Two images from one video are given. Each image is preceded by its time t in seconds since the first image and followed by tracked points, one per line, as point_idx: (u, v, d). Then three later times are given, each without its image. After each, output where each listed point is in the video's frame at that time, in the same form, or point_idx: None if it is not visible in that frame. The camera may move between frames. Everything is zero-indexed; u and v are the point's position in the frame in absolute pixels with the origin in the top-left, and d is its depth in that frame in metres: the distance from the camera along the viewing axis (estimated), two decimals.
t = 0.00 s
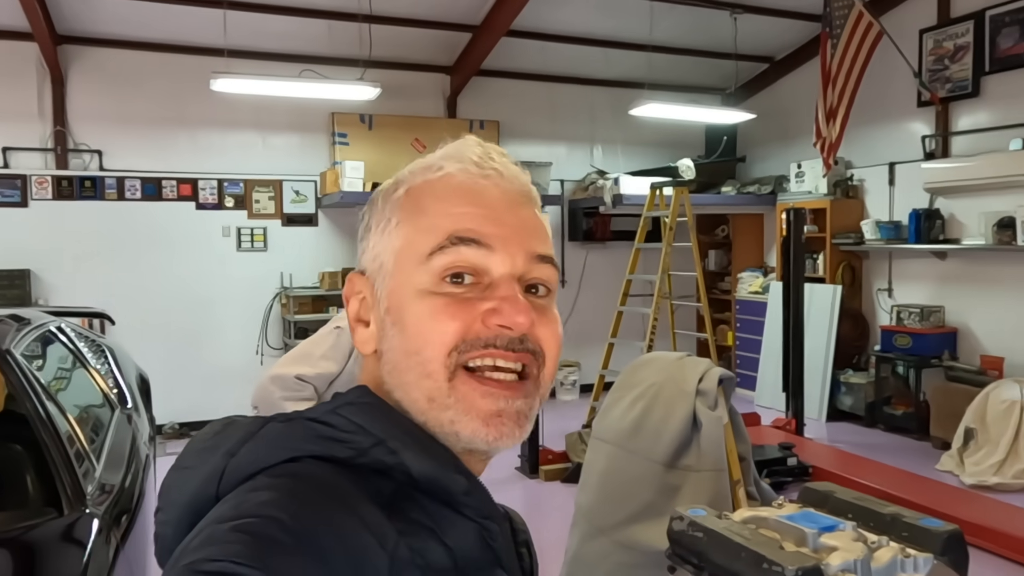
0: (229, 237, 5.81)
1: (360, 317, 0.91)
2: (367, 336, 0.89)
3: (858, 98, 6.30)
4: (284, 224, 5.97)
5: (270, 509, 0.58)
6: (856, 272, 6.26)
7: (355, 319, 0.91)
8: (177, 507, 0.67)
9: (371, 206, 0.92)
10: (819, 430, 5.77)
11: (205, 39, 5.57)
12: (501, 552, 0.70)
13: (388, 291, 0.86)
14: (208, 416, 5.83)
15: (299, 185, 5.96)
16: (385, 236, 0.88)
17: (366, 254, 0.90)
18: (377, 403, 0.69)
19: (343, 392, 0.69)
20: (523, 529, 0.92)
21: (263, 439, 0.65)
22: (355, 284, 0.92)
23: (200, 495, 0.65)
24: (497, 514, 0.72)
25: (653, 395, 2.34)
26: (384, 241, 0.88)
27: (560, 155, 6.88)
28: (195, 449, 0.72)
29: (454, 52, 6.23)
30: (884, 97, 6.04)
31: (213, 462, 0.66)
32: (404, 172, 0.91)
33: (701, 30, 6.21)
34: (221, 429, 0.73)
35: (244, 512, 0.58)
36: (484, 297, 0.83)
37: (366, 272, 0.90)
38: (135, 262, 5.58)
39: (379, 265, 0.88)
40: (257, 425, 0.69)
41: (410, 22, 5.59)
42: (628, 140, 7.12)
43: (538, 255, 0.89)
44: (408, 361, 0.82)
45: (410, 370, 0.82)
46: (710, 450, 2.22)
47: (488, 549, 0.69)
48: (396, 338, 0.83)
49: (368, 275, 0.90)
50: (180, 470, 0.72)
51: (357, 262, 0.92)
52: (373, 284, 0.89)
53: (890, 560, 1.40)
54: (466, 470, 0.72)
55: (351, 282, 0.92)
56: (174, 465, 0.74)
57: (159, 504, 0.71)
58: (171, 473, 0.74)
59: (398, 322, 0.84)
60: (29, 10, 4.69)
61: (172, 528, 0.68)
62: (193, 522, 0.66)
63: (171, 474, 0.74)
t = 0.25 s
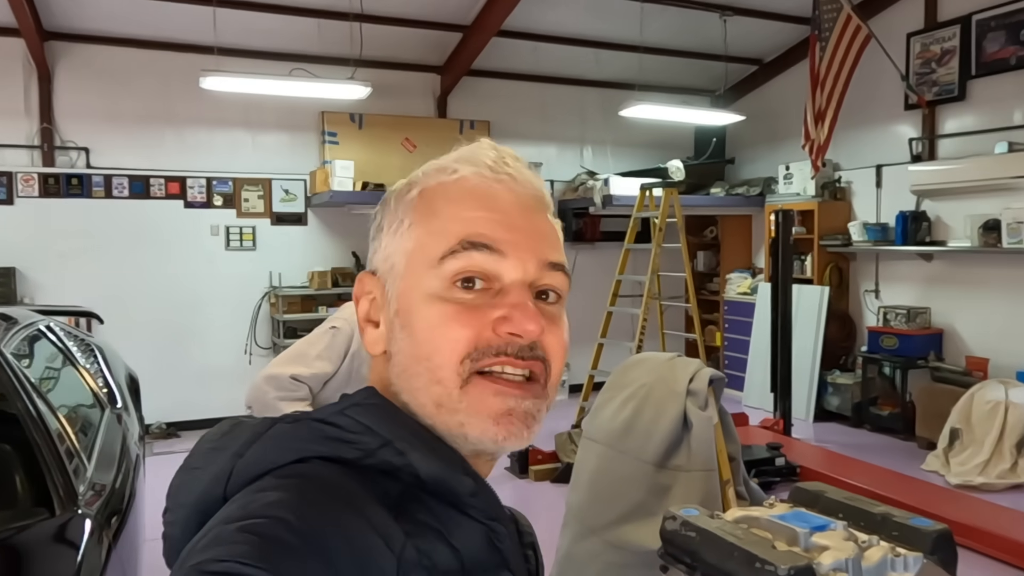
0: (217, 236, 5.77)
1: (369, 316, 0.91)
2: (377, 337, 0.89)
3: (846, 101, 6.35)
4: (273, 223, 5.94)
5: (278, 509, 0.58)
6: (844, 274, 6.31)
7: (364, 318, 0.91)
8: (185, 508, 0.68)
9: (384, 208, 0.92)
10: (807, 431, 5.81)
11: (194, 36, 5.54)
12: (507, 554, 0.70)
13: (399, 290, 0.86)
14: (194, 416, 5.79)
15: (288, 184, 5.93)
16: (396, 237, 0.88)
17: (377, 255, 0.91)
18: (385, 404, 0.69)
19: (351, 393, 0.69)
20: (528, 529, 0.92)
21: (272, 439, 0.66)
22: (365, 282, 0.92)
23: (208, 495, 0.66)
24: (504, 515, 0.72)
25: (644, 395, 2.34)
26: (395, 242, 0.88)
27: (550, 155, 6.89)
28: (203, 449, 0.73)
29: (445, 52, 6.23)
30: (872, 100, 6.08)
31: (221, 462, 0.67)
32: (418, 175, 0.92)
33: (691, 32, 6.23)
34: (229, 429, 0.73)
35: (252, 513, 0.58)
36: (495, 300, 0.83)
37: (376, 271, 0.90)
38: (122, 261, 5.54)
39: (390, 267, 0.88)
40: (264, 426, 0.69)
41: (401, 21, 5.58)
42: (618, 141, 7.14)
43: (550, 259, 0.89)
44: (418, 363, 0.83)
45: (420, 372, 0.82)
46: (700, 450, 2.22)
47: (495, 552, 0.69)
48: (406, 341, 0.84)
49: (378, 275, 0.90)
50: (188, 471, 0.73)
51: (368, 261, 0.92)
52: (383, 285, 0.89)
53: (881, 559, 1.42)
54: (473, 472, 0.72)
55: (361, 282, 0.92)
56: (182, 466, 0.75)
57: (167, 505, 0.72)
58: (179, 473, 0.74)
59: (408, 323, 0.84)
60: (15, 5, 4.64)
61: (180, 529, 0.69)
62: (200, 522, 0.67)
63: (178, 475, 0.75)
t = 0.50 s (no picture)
0: (206, 234, 5.74)
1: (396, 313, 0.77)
2: (411, 340, 0.77)
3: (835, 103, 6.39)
4: (262, 221, 5.91)
5: (274, 516, 0.58)
6: (831, 274, 6.35)
7: (388, 315, 0.77)
8: (178, 513, 0.67)
9: (424, 193, 0.79)
10: (795, 430, 5.84)
11: (183, 33, 5.51)
12: (509, 560, 0.67)
13: (453, 296, 0.76)
14: (182, 414, 5.77)
15: (278, 182, 5.91)
16: (452, 234, 0.76)
17: (417, 245, 0.77)
18: (383, 405, 0.67)
19: (348, 396, 0.67)
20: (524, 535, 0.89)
21: (266, 443, 0.65)
22: (396, 273, 0.77)
23: (201, 500, 0.66)
24: (506, 520, 0.69)
25: (634, 395, 2.35)
26: (449, 240, 0.76)
27: (541, 155, 6.90)
28: (195, 455, 0.72)
29: (436, 51, 6.22)
30: (860, 101, 6.12)
31: (214, 467, 0.66)
32: (471, 168, 0.81)
33: (681, 32, 6.25)
34: (223, 433, 0.72)
35: (248, 521, 0.57)
36: (565, 322, 0.78)
37: (415, 265, 0.77)
38: (110, 259, 5.50)
39: (441, 264, 0.76)
40: (258, 430, 0.68)
41: (392, 19, 5.57)
42: (608, 141, 7.15)
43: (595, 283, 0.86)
44: (476, 378, 0.75)
45: (477, 387, 0.75)
46: (690, 450, 2.25)
47: (496, 557, 0.66)
48: (461, 352, 0.75)
49: (418, 270, 0.77)
50: (180, 476, 0.71)
51: (397, 251, 0.78)
52: (431, 283, 0.76)
53: (868, 557, 1.44)
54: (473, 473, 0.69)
55: (389, 271, 0.77)
56: (175, 469, 0.74)
57: (158, 511, 0.71)
58: (169, 478, 0.73)
59: (465, 333, 0.75)
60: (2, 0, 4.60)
61: (172, 536, 0.68)
62: (192, 530, 0.66)
63: (168, 479, 0.73)
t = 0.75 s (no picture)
0: (197, 231, 5.73)
1: (425, 303, 0.75)
2: (438, 334, 0.75)
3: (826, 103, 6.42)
4: (254, 219, 5.90)
5: (276, 503, 0.58)
6: (822, 273, 6.39)
7: (415, 306, 0.75)
8: (171, 504, 0.67)
9: (451, 186, 0.76)
10: (785, 428, 5.88)
11: (174, 29, 5.49)
12: (498, 545, 0.71)
13: (487, 292, 0.76)
14: (173, 412, 5.75)
15: (269, 179, 5.89)
16: (485, 231, 0.76)
17: (448, 237, 0.75)
18: (379, 395, 0.67)
19: (342, 386, 0.68)
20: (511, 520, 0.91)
21: (262, 432, 0.65)
22: (427, 263, 0.74)
23: (196, 490, 0.65)
24: (496, 506, 0.72)
25: (624, 394, 2.36)
26: (483, 236, 0.75)
27: (533, 153, 6.91)
28: (183, 446, 0.71)
29: (428, 49, 6.21)
30: (850, 101, 6.16)
31: (208, 457, 0.66)
32: (490, 165, 0.80)
33: (674, 32, 6.27)
34: (212, 425, 0.72)
35: (248, 507, 0.58)
36: (570, 318, 0.84)
37: (448, 257, 0.74)
38: (100, 256, 5.48)
39: (478, 261, 0.75)
40: (252, 420, 0.68)
41: (385, 17, 5.56)
42: (600, 140, 7.17)
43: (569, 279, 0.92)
44: (501, 370, 0.77)
45: (500, 379, 0.77)
46: (680, 448, 2.23)
47: (487, 542, 0.69)
48: (491, 345, 0.76)
49: (452, 263, 0.74)
50: (169, 467, 0.70)
51: (425, 240, 0.74)
52: (466, 278, 0.75)
53: (856, 553, 1.45)
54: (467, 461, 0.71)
55: (419, 263, 0.74)
56: (161, 461, 0.73)
57: (146, 504, 0.70)
58: (156, 470, 0.72)
59: (496, 327, 0.76)
60: None
61: (164, 527, 0.67)
62: (187, 520, 0.66)
63: (155, 471, 0.72)
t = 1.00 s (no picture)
0: (187, 229, 5.70)
1: (390, 306, 0.75)
2: (402, 336, 0.75)
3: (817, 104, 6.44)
4: (244, 217, 5.88)
5: (227, 516, 0.56)
6: (812, 273, 6.40)
7: (379, 308, 0.75)
8: (116, 518, 0.64)
9: (412, 187, 0.77)
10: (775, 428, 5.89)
11: (164, 26, 5.46)
12: (456, 547, 0.71)
13: (452, 295, 0.77)
14: (162, 410, 5.74)
15: (260, 177, 5.87)
16: (448, 233, 0.77)
17: (413, 240, 0.75)
18: (333, 401, 0.67)
19: (295, 391, 0.66)
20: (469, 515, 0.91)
21: (212, 443, 0.63)
22: (393, 266, 0.74)
23: (142, 503, 0.63)
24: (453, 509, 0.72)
25: (613, 393, 2.37)
26: (447, 239, 0.77)
27: (524, 152, 6.90)
28: (128, 458, 0.68)
29: (420, 47, 6.19)
30: (841, 102, 6.17)
31: (154, 469, 0.64)
32: (446, 167, 0.81)
33: (666, 31, 6.27)
34: (159, 434, 0.70)
35: (197, 521, 0.56)
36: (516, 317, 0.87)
37: (414, 260, 0.75)
38: (88, 254, 5.45)
39: (444, 263, 0.76)
40: (201, 429, 0.66)
41: (376, 15, 5.55)
42: (592, 139, 7.17)
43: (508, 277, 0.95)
44: (463, 371, 0.79)
45: (462, 380, 0.79)
46: (668, 447, 2.25)
47: (444, 547, 0.70)
48: (455, 347, 0.78)
49: (418, 266, 0.75)
50: (114, 480, 0.67)
51: (390, 242, 0.74)
52: (431, 281, 0.76)
53: (838, 554, 1.45)
54: (425, 465, 0.71)
55: (386, 265, 0.74)
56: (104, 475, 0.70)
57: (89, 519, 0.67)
58: (100, 484, 0.69)
59: (459, 329, 0.78)
60: None
61: (109, 543, 0.65)
62: (132, 536, 0.64)
63: (99, 485, 0.69)
